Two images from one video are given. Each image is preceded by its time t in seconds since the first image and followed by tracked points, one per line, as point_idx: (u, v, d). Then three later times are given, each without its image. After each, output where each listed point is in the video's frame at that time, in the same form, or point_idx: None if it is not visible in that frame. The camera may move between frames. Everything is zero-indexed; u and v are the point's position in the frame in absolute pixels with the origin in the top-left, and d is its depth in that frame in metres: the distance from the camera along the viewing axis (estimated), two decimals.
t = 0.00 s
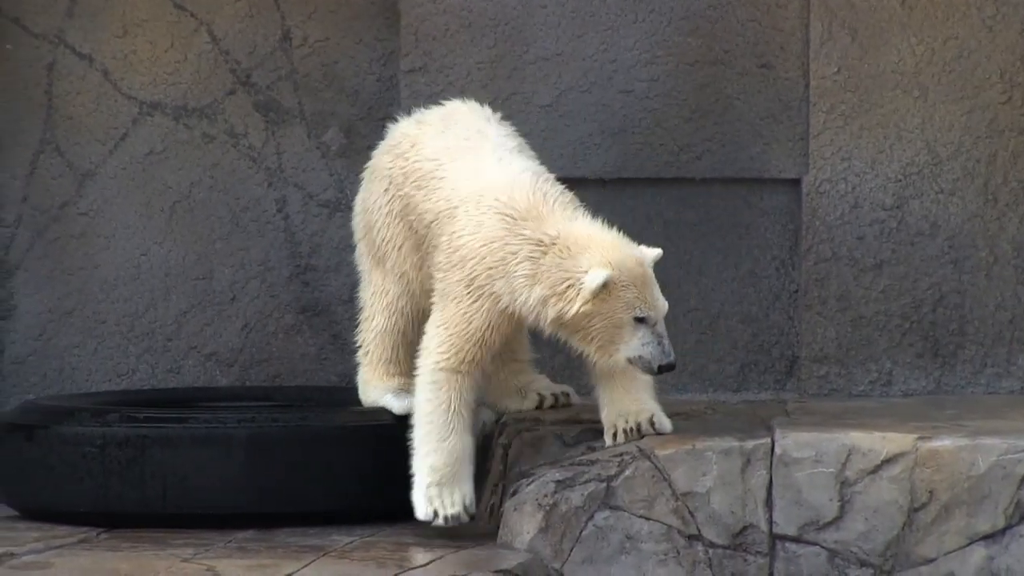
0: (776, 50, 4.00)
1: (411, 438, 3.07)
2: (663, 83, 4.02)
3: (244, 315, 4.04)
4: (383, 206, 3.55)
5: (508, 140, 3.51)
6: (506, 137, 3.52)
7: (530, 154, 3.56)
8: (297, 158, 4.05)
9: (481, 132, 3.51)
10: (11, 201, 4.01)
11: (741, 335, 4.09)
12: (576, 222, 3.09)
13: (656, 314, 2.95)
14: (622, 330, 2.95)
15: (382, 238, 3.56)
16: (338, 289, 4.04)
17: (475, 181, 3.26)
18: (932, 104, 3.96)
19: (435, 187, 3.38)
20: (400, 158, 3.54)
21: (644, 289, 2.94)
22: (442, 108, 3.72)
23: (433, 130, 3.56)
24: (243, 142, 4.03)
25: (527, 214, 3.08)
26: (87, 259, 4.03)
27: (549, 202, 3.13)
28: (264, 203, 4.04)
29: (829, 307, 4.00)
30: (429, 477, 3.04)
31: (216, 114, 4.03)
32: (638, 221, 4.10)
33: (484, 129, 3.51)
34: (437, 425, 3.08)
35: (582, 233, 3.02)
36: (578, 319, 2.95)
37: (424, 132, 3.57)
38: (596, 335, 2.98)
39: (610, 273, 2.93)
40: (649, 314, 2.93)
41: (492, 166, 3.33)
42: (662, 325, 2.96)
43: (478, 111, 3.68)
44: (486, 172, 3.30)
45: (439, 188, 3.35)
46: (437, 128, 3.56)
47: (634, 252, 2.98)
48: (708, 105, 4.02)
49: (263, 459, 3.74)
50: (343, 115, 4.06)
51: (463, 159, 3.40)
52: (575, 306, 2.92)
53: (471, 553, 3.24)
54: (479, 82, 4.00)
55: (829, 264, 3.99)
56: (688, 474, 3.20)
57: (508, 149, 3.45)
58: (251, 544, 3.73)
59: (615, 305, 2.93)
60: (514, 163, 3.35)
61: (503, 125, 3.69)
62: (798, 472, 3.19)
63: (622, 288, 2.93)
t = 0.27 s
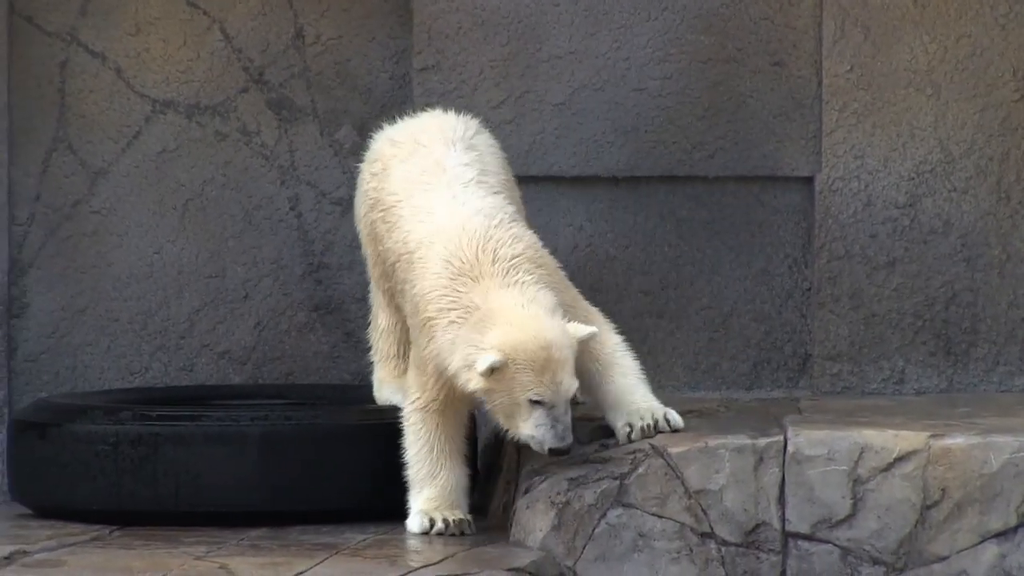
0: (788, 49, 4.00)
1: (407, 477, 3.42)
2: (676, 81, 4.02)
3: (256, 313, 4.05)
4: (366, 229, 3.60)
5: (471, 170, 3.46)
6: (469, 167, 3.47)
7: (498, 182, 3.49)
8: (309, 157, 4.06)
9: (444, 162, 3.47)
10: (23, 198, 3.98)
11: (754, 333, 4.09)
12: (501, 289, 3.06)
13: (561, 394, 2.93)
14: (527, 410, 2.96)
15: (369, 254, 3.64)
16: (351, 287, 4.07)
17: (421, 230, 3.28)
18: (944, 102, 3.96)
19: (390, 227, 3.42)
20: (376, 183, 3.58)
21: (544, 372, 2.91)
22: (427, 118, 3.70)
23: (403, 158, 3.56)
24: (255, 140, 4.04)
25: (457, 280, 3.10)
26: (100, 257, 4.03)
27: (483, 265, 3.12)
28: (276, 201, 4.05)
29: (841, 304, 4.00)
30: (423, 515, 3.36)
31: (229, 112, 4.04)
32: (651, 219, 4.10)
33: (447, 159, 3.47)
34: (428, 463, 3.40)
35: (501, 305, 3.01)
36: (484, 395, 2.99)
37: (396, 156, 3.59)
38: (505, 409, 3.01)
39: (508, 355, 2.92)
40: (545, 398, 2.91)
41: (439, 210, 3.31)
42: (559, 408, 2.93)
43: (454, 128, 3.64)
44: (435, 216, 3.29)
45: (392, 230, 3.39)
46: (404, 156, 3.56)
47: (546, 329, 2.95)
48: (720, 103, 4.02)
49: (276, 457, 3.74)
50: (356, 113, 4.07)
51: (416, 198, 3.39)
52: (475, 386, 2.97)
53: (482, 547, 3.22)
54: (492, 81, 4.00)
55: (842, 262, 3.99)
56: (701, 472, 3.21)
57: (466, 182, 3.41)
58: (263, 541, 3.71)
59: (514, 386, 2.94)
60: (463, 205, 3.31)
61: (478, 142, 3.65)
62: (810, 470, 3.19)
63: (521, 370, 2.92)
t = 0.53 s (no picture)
0: (788, 45, 4.01)
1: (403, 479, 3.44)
2: (676, 78, 4.02)
3: (256, 309, 4.05)
4: (356, 218, 3.60)
5: (465, 167, 3.43)
6: (463, 163, 3.44)
7: (488, 185, 3.46)
8: (309, 152, 4.06)
9: (438, 155, 3.45)
10: (23, 195, 3.98)
11: (754, 330, 4.09)
12: (451, 291, 3.09)
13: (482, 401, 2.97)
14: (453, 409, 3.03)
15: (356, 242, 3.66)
16: (352, 282, 4.07)
17: (401, 220, 3.30)
18: (944, 99, 3.96)
19: (376, 212, 3.44)
20: (367, 172, 3.59)
21: (466, 377, 2.95)
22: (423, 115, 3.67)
23: (397, 148, 3.55)
24: (256, 137, 4.04)
25: (417, 276, 3.15)
26: (100, 254, 4.03)
27: (442, 264, 3.15)
28: (276, 197, 4.06)
29: (842, 301, 4.00)
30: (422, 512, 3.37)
31: (229, 108, 4.04)
32: (651, 215, 4.10)
33: (441, 152, 3.45)
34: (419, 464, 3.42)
35: (443, 306, 3.06)
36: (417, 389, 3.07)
37: (391, 147, 3.57)
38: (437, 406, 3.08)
39: (433, 357, 2.98)
40: (462, 404, 2.95)
41: (423, 203, 3.31)
42: (477, 416, 2.97)
43: (452, 125, 3.61)
44: (419, 207, 3.30)
45: (377, 215, 3.43)
46: (400, 146, 3.55)
47: (478, 339, 2.97)
48: (720, 100, 4.02)
49: (276, 453, 3.75)
50: (356, 109, 4.07)
51: (405, 185, 3.39)
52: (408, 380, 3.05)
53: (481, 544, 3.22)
54: (492, 77, 4.00)
55: (843, 258, 3.99)
56: (700, 468, 3.23)
57: (458, 178, 3.38)
58: (264, 537, 3.70)
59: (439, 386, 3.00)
60: (448, 202, 3.30)
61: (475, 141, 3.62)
62: (811, 467, 3.22)
63: (444, 373, 2.97)
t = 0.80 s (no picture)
0: (805, 39, 4.00)
1: (419, 476, 3.46)
2: (692, 72, 4.01)
3: (273, 303, 4.06)
4: (366, 216, 3.58)
5: (480, 166, 3.42)
6: (478, 162, 3.44)
7: (501, 185, 3.45)
8: (326, 147, 4.06)
9: (453, 153, 3.45)
10: (40, 189, 3.99)
11: (771, 324, 4.09)
12: (472, 291, 3.05)
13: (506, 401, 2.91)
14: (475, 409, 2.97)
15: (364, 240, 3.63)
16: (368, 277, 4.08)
17: (416, 217, 3.28)
18: (961, 93, 3.95)
19: (388, 208, 3.42)
20: (378, 169, 3.57)
21: (492, 378, 2.90)
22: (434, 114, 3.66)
23: (410, 145, 3.54)
24: (272, 131, 4.05)
25: (437, 272, 3.12)
26: (117, 248, 4.03)
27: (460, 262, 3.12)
28: (293, 191, 4.06)
29: (858, 295, 4.00)
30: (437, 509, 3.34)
31: (245, 103, 4.04)
32: (668, 209, 4.09)
33: (456, 150, 3.44)
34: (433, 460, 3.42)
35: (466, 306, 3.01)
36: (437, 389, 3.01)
37: (403, 144, 3.57)
38: (457, 408, 3.02)
39: (457, 356, 2.92)
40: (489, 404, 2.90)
41: (440, 200, 3.30)
42: (505, 416, 2.92)
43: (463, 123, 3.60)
44: (435, 205, 3.29)
45: (389, 210, 3.42)
46: (412, 143, 3.54)
47: (501, 338, 2.92)
48: (737, 94, 4.02)
49: (292, 448, 3.75)
50: (372, 104, 4.07)
51: (420, 182, 3.38)
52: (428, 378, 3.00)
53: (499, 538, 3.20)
54: (508, 71, 4.00)
55: (860, 252, 3.98)
56: (717, 462, 3.24)
57: (473, 177, 3.38)
58: (281, 531, 3.70)
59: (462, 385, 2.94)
60: (466, 200, 3.30)
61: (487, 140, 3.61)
62: (827, 462, 3.22)
63: (469, 373, 2.92)
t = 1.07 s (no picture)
0: (816, 35, 4.00)
1: (426, 472, 3.44)
2: (702, 67, 4.01)
3: (283, 299, 4.06)
4: (368, 214, 3.54)
5: (482, 161, 3.44)
6: (480, 157, 3.45)
7: (504, 179, 3.48)
8: (336, 142, 4.07)
9: (456, 150, 3.44)
10: (50, 184, 3.99)
11: (781, 320, 4.09)
12: (507, 282, 3.09)
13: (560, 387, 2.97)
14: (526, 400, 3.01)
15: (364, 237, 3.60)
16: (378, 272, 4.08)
17: (429, 214, 3.26)
18: (971, 88, 3.95)
19: (394, 206, 3.39)
20: (380, 167, 3.54)
21: (547, 365, 2.96)
22: (435, 109, 3.65)
23: (411, 142, 3.52)
24: (282, 127, 4.05)
25: (463, 267, 3.12)
26: (127, 243, 4.04)
27: (486, 256, 3.14)
28: (303, 186, 4.06)
29: (868, 290, 4.00)
30: (448, 506, 3.33)
31: (255, 98, 4.04)
32: (678, 204, 4.10)
33: (458, 147, 3.44)
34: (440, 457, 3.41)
35: (505, 297, 3.04)
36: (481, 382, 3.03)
37: (403, 141, 3.54)
38: (501, 399, 3.05)
39: (512, 347, 2.96)
40: (549, 389, 2.96)
41: (450, 197, 3.29)
42: (563, 400, 2.98)
43: (462, 119, 3.60)
44: (445, 202, 3.28)
45: (394, 209, 3.39)
46: (414, 141, 3.52)
47: (547, 324, 2.98)
48: (747, 89, 4.02)
49: (302, 443, 3.75)
50: (382, 99, 4.07)
51: (425, 180, 3.37)
52: (474, 372, 3.01)
53: (509, 534, 3.20)
54: (519, 66, 4.00)
55: (870, 247, 3.98)
56: (727, 458, 3.25)
57: (477, 172, 3.38)
58: (291, 527, 3.70)
59: (514, 375, 2.98)
60: (474, 195, 3.31)
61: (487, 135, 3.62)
62: (837, 457, 3.22)
63: (525, 363, 2.96)
